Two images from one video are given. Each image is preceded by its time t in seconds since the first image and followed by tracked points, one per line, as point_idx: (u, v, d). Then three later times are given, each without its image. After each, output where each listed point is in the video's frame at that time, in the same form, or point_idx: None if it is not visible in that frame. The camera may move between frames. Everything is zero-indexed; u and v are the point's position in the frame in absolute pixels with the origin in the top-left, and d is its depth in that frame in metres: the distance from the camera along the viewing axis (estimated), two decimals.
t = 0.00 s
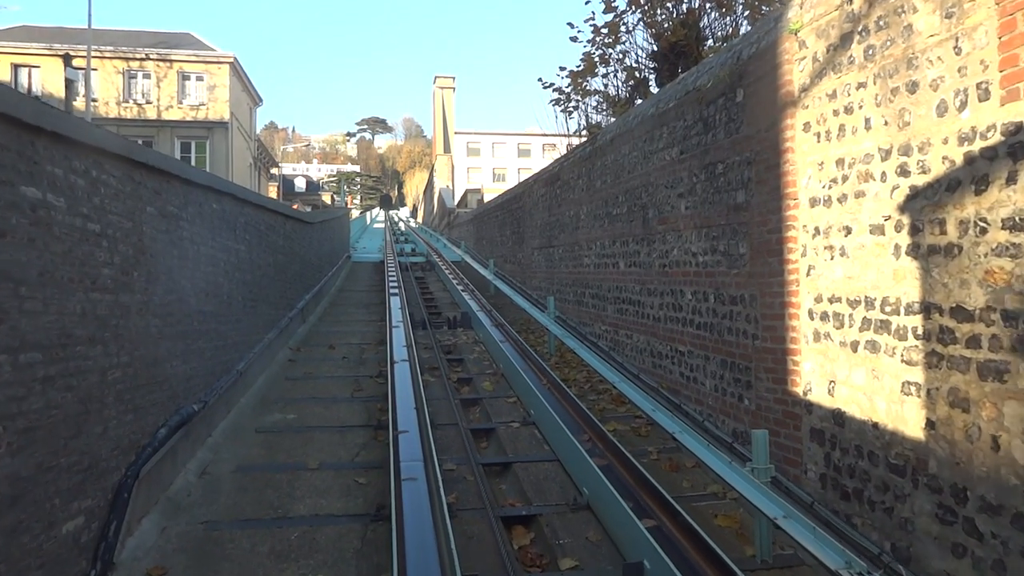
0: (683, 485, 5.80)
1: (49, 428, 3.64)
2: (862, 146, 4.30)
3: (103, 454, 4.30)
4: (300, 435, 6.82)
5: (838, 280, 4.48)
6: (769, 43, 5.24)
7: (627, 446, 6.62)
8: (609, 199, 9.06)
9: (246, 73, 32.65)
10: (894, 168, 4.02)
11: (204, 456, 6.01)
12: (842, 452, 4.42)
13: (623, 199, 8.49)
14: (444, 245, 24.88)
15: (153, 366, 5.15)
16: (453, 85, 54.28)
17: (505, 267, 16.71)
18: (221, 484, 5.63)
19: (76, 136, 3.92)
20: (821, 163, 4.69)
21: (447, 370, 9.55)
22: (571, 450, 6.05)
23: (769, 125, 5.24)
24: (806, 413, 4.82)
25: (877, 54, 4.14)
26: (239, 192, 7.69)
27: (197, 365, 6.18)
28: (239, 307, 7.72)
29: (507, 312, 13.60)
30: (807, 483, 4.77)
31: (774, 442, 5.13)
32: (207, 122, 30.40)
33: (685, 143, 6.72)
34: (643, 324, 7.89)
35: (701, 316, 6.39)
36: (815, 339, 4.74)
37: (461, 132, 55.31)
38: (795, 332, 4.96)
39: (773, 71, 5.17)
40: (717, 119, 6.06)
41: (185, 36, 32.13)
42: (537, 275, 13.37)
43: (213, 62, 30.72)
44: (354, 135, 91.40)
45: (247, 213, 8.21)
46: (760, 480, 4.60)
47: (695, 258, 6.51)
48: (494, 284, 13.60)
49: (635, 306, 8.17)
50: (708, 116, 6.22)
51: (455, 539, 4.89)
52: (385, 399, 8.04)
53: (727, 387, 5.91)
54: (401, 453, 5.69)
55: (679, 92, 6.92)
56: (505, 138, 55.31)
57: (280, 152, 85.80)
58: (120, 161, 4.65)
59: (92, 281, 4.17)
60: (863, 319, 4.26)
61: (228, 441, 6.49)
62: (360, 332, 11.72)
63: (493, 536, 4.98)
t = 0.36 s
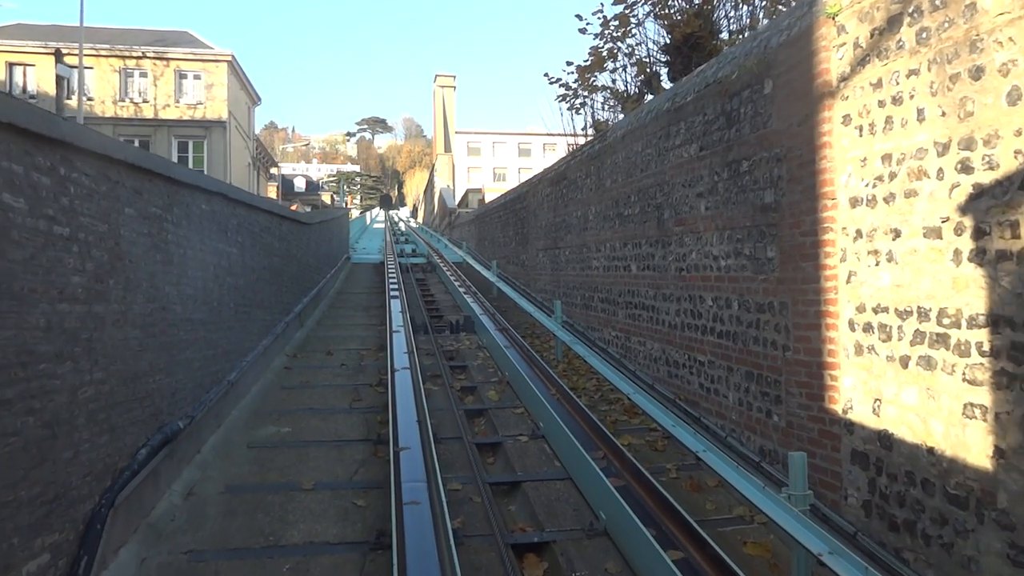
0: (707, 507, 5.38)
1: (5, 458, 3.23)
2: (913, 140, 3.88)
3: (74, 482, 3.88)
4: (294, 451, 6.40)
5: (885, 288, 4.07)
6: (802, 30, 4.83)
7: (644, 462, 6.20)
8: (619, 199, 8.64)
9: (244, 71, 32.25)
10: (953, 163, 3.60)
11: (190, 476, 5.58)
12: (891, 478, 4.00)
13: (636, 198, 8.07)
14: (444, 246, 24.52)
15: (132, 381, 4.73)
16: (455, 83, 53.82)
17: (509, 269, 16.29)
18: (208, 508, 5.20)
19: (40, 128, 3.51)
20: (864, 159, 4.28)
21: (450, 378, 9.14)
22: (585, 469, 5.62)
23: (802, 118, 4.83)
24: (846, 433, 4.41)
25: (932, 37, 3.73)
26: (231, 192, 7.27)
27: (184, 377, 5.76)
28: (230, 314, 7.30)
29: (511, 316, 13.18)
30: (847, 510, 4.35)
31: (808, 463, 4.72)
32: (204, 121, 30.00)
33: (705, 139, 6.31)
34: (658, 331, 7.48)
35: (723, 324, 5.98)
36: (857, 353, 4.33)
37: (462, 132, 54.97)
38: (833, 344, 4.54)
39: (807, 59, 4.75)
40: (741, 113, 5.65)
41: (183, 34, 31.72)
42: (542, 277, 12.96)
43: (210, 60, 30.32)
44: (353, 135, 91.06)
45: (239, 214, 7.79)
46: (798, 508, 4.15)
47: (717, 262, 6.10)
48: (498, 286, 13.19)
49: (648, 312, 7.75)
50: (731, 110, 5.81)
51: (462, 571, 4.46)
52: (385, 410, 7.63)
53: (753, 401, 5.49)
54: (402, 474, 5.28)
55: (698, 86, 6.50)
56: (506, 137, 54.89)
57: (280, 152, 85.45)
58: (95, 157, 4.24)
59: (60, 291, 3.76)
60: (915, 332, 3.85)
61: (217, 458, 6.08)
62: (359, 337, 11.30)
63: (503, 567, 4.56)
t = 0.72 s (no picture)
0: (736, 534, 4.94)
1: None
2: (983, 133, 3.44)
3: (33, 520, 3.43)
4: (287, 470, 5.96)
5: (948, 299, 3.63)
6: (845, 12, 4.39)
7: (664, 483, 5.76)
8: (632, 199, 8.20)
9: (242, 69, 31.82)
10: None
11: (173, 500, 5.13)
12: (954, 513, 3.56)
13: (651, 198, 7.63)
14: (446, 246, 24.12)
15: (106, 400, 4.28)
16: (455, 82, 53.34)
17: (513, 271, 15.83)
18: (191, 538, 4.75)
19: None
20: (920, 154, 3.83)
21: (454, 387, 8.70)
22: (602, 491, 5.19)
23: (845, 110, 4.38)
24: (897, 460, 3.96)
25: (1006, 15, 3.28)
26: (221, 192, 6.82)
27: (167, 393, 5.31)
28: (220, 321, 6.85)
29: (516, 320, 12.72)
30: (900, 545, 3.90)
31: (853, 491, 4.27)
32: (202, 120, 29.56)
33: (729, 134, 5.87)
34: (675, 339, 7.04)
35: (751, 335, 5.54)
36: (912, 371, 3.89)
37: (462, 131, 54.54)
38: (882, 360, 4.10)
39: (852, 45, 4.31)
40: (772, 106, 5.21)
41: (180, 32, 31.27)
42: (548, 280, 12.53)
43: (208, 58, 29.88)
44: (353, 134, 90.66)
45: (231, 215, 7.35)
46: (847, 546, 3.78)
47: (743, 267, 5.66)
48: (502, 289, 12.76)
49: (665, 319, 7.31)
50: (760, 103, 5.37)
51: None
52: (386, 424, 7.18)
53: (786, 418, 5.05)
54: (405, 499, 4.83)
55: (721, 78, 6.05)
56: (506, 137, 54.44)
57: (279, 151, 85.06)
58: (59, 152, 3.79)
59: (14, 304, 3.31)
60: (986, 350, 3.41)
61: (204, 478, 5.63)
62: (358, 343, 10.86)
63: None
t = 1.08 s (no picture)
0: (770, 567, 4.49)
1: None
2: None
3: None
4: (279, 491, 5.51)
5: None
6: None
7: (688, 507, 5.31)
8: (647, 199, 7.75)
9: (240, 67, 31.38)
10: None
11: (152, 529, 4.67)
12: None
13: (668, 197, 7.18)
14: (447, 246, 23.69)
15: (74, 423, 3.84)
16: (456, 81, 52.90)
17: (517, 273, 15.38)
18: (170, 572, 4.30)
19: None
20: (994, 149, 3.39)
21: (458, 396, 8.25)
22: (622, 518, 4.73)
23: (899, 100, 3.92)
24: (964, 494, 3.51)
25: None
26: (210, 191, 6.37)
27: (147, 410, 4.85)
28: (209, 330, 6.40)
29: (521, 324, 12.27)
30: None
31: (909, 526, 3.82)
32: (199, 118, 29.10)
33: (758, 128, 5.42)
34: (696, 348, 6.59)
35: (784, 347, 5.08)
36: (983, 393, 3.44)
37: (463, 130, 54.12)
38: (944, 380, 3.64)
39: (907, 27, 3.85)
40: (809, 97, 4.76)
41: (177, 29, 30.81)
42: (554, 282, 12.10)
43: (205, 54, 29.44)
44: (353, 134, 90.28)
45: (221, 215, 6.89)
46: None
47: (775, 272, 5.21)
48: (507, 292, 12.32)
49: (684, 326, 6.86)
50: (795, 95, 4.92)
51: None
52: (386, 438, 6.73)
53: (826, 440, 4.60)
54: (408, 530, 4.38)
55: (749, 68, 5.60)
56: (507, 136, 54.01)
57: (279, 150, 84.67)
58: (17, 145, 3.34)
59: None
60: None
61: (188, 502, 5.17)
62: (358, 349, 10.41)
63: None
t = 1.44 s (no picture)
0: None
1: None
2: None
3: None
4: (270, 518, 5.06)
5: None
6: None
7: (717, 535, 4.87)
8: (664, 198, 7.30)
9: (237, 65, 30.95)
10: None
11: (128, 565, 4.22)
12: None
13: (687, 197, 6.73)
14: (449, 247, 23.26)
15: (32, 454, 3.39)
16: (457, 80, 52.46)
17: (521, 274, 14.95)
18: None
19: None
20: None
21: (462, 408, 7.80)
22: (647, 552, 4.29)
23: (965, 86, 3.47)
24: None
25: None
26: (197, 190, 5.93)
27: (122, 432, 4.40)
28: (195, 340, 5.95)
29: (526, 329, 11.83)
30: None
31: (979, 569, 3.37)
32: (196, 117, 28.65)
33: (791, 122, 4.97)
34: (719, 359, 6.15)
35: (823, 361, 4.64)
36: None
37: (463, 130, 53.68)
38: None
39: (976, 2, 3.40)
40: (853, 86, 4.30)
41: (173, 27, 30.37)
42: (561, 285, 11.66)
43: (202, 52, 29.00)
44: (353, 133, 89.84)
45: (209, 217, 6.45)
46: None
47: (811, 279, 4.76)
48: (512, 296, 11.89)
49: (705, 335, 6.41)
50: (835, 84, 4.47)
51: None
52: (387, 456, 6.29)
53: (875, 466, 4.15)
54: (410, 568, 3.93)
55: (781, 56, 5.15)
56: (507, 135, 53.57)
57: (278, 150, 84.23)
58: None
59: None
60: None
61: (169, 532, 4.72)
62: (357, 356, 9.96)
63: None
